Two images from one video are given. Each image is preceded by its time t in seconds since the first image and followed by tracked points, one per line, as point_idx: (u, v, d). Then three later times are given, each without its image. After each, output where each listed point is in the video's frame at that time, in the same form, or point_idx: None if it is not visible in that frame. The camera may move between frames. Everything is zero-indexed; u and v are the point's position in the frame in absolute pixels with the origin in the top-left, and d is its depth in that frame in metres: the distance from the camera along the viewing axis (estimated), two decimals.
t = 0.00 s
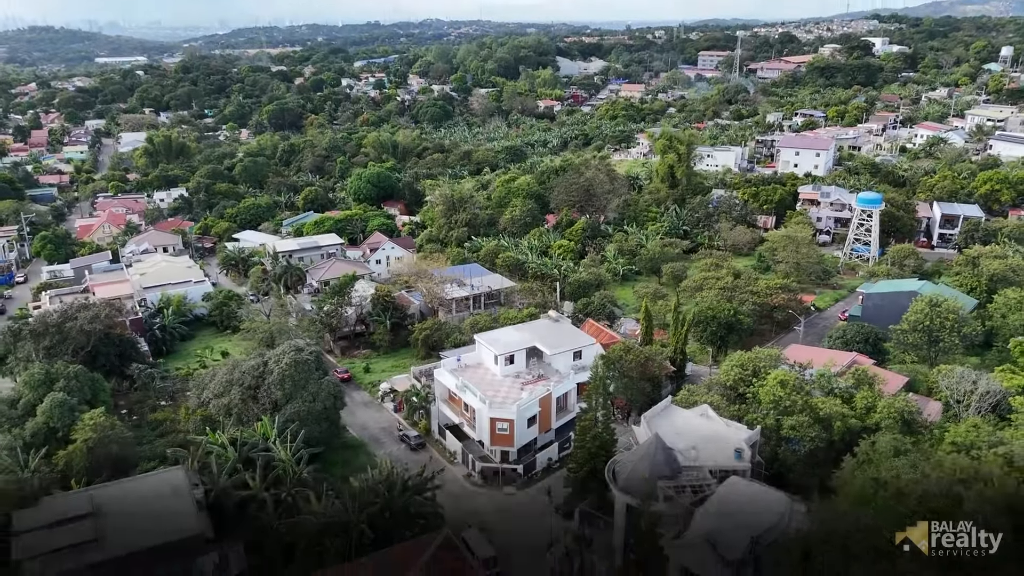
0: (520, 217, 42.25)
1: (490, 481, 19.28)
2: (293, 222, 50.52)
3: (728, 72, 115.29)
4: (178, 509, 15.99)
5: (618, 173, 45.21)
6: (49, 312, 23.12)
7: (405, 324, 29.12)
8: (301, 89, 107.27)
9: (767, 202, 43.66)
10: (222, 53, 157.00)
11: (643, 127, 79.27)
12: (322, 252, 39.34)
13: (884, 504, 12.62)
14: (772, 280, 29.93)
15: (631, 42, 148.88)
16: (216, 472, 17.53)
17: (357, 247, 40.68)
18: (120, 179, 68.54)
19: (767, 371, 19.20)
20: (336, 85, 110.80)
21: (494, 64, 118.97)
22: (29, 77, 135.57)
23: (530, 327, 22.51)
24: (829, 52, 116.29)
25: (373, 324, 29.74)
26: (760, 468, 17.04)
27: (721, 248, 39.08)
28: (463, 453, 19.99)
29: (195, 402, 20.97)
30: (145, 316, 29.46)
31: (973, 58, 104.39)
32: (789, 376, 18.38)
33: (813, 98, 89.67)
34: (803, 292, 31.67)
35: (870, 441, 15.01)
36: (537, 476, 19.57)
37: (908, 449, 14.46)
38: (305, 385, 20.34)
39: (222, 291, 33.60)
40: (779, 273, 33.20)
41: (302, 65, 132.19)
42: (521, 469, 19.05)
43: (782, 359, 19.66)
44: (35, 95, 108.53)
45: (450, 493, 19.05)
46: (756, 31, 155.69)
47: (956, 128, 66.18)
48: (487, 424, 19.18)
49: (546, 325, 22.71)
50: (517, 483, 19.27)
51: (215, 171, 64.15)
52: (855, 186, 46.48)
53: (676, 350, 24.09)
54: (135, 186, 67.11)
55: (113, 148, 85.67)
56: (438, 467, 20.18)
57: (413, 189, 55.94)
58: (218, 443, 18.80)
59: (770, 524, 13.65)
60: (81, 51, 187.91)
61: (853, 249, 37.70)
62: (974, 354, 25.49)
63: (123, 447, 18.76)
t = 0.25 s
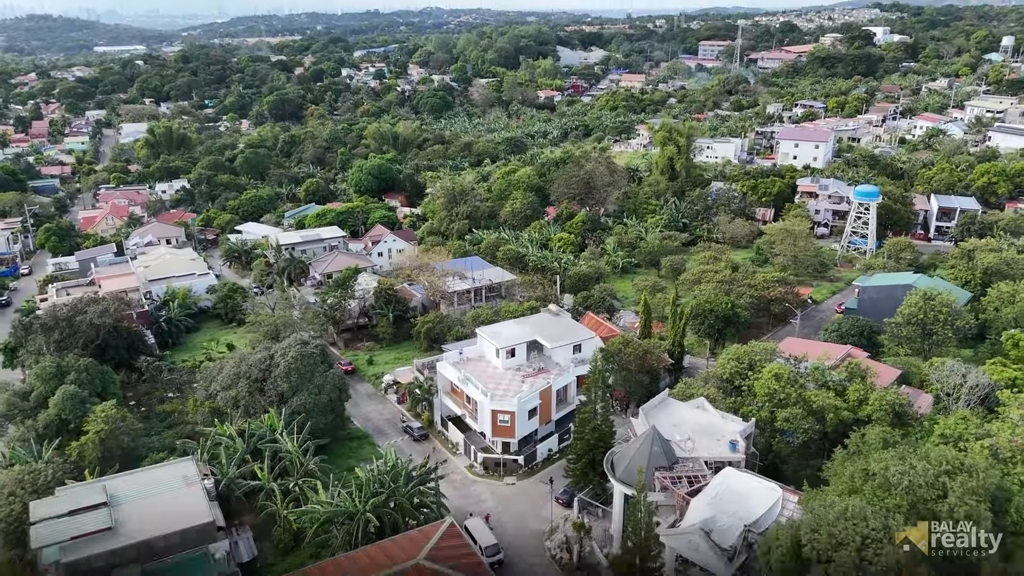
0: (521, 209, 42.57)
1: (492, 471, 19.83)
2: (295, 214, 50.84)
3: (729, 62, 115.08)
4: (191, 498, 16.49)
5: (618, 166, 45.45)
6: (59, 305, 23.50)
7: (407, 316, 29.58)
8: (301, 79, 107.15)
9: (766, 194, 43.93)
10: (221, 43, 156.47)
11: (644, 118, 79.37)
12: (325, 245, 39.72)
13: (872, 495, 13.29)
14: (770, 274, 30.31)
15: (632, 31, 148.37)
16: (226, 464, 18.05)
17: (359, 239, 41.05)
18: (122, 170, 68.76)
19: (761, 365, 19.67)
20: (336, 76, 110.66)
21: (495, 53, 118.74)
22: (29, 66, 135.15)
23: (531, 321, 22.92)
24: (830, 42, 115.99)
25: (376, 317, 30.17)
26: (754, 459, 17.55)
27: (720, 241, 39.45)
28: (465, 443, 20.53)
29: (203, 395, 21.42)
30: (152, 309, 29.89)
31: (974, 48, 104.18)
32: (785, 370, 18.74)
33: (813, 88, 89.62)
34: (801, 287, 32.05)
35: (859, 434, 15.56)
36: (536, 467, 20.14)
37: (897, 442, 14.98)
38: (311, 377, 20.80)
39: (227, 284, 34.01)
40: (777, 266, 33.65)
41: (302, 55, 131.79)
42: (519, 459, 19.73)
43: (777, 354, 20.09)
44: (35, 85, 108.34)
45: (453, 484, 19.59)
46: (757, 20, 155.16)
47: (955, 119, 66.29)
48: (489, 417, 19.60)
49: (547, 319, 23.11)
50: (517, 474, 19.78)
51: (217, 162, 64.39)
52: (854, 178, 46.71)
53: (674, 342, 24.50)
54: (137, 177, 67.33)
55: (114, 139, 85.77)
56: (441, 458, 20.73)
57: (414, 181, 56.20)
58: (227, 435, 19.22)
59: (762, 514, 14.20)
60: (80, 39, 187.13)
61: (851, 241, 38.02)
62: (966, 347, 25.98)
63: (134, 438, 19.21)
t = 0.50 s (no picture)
0: (521, 203, 42.81)
1: (493, 463, 20.24)
2: (296, 207, 51.08)
3: (729, 54, 114.83)
4: (201, 490, 16.89)
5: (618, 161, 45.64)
6: (67, 301, 23.82)
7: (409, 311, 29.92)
8: (301, 71, 106.96)
9: (765, 188, 44.16)
10: (221, 34, 155.89)
11: (644, 111, 79.42)
12: (327, 238, 40.01)
13: (862, 487, 13.70)
14: (768, 268, 30.61)
15: (632, 22, 147.88)
16: (233, 457, 18.45)
17: (361, 233, 41.32)
18: (123, 162, 68.89)
19: (758, 360, 20.04)
20: (336, 67, 110.50)
21: (495, 45, 118.46)
22: (28, 56, 134.72)
23: (531, 316, 23.28)
24: (831, 33, 115.69)
25: (378, 311, 30.50)
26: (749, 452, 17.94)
27: (719, 235, 39.74)
28: (467, 436, 20.95)
29: (209, 388, 21.79)
30: (157, 304, 30.22)
31: (975, 39, 103.95)
32: (781, 365, 19.08)
33: (814, 80, 89.55)
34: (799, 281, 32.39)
35: (852, 428, 15.94)
36: (536, 459, 20.56)
37: (888, 435, 15.36)
38: (316, 372, 21.16)
39: (230, 278, 34.33)
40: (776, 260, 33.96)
41: (302, 46, 131.45)
42: (519, 452, 20.12)
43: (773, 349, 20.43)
44: (35, 77, 108.15)
45: (455, 476, 20.01)
46: (758, 11, 154.52)
47: (955, 112, 66.36)
48: (490, 411, 19.99)
49: (547, 314, 23.46)
50: (518, 467, 20.20)
51: (218, 155, 64.55)
52: (853, 172, 46.92)
53: (673, 337, 24.83)
54: (138, 170, 67.48)
55: (115, 131, 85.79)
56: (444, 451, 21.15)
57: (415, 174, 56.40)
58: (234, 428, 19.60)
59: (755, 505, 14.68)
60: (78, 30, 186.26)
61: (848, 235, 38.32)
62: (959, 342, 26.41)
63: (142, 431, 19.60)
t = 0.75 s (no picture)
0: (522, 196, 43.10)
1: (495, 455, 20.72)
2: (298, 199, 51.36)
3: (730, 44, 114.56)
4: (211, 480, 17.35)
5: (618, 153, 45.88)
6: (77, 295, 24.29)
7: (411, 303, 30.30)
8: (301, 61, 106.77)
9: (764, 180, 44.43)
10: (220, 22, 155.30)
11: (645, 102, 79.46)
12: (329, 231, 40.35)
13: (852, 479, 14.18)
14: (766, 262, 30.95)
15: (633, 11, 147.27)
16: (241, 449, 18.92)
17: (362, 226, 41.65)
18: (125, 153, 69.07)
19: (754, 353, 20.45)
20: (336, 57, 110.29)
21: (495, 34, 118.09)
22: (27, 46, 134.30)
23: (532, 310, 23.69)
24: (832, 22, 115.30)
25: (381, 304, 30.89)
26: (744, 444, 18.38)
27: (718, 228, 40.08)
28: (469, 428, 21.43)
29: (217, 381, 22.24)
30: (162, 297, 30.62)
31: (976, 29, 103.65)
32: (776, 359, 19.47)
33: (814, 70, 89.46)
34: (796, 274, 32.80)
35: (844, 420, 16.41)
36: (537, 450, 21.05)
37: (879, 428, 15.82)
38: (321, 365, 21.58)
39: (234, 271, 34.70)
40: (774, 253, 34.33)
41: (301, 35, 131.03)
42: (520, 443, 20.58)
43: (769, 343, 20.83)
44: (34, 66, 107.93)
45: (458, 466, 20.50)
46: None
47: (954, 103, 66.42)
48: (492, 403, 20.44)
49: (547, 308, 23.87)
50: (519, 458, 20.69)
51: (220, 146, 64.73)
52: (851, 164, 47.19)
53: (671, 330, 25.21)
54: (140, 161, 67.66)
55: (115, 122, 85.83)
56: (446, 442, 21.63)
57: (415, 166, 56.63)
58: (241, 420, 20.04)
59: (749, 496, 15.14)
60: (76, 18, 185.38)
61: (846, 228, 38.66)
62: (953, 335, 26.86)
63: (152, 422, 20.05)
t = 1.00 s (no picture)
0: (522, 190, 43.37)
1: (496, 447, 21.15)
2: (299, 193, 51.62)
3: (730, 36, 114.35)
4: (219, 473, 17.77)
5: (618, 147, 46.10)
6: (85, 291, 24.70)
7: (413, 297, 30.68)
8: (301, 53, 106.60)
9: (763, 174, 44.69)
10: (219, 13, 154.67)
11: (645, 94, 79.50)
12: (330, 225, 40.68)
13: (844, 472, 14.60)
14: (763, 256, 31.26)
15: (633, 2, 146.72)
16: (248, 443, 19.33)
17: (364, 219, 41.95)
18: (126, 146, 69.21)
19: (750, 348, 20.81)
20: (336, 49, 110.08)
21: (495, 26, 117.77)
22: (26, 37, 133.90)
23: (532, 305, 24.05)
24: (833, 14, 114.96)
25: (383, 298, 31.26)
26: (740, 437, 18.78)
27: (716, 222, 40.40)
28: (471, 421, 21.85)
29: (223, 375, 22.63)
30: (167, 291, 30.98)
31: (977, 20, 103.42)
32: (772, 354, 19.84)
33: (815, 62, 89.39)
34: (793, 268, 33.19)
35: (837, 415, 16.81)
36: (537, 442, 21.47)
37: (871, 422, 16.22)
38: (325, 359, 21.97)
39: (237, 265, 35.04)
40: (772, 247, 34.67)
41: (301, 26, 130.63)
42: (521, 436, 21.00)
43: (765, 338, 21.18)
44: (34, 58, 107.72)
45: (460, 459, 20.93)
46: None
47: (954, 96, 66.52)
48: (494, 397, 20.85)
49: (548, 304, 24.24)
50: (520, 450, 21.13)
51: (221, 139, 64.89)
52: (850, 158, 47.44)
53: (670, 324, 25.56)
54: (141, 154, 67.82)
55: (116, 114, 85.83)
56: (449, 435, 22.06)
57: (416, 159, 56.83)
58: (248, 414, 20.44)
59: (743, 488, 15.56)
60: (75, 8, 184.53)
61: (844, 222, 38.97)
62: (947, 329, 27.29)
63: (160, 416, 20.44)
